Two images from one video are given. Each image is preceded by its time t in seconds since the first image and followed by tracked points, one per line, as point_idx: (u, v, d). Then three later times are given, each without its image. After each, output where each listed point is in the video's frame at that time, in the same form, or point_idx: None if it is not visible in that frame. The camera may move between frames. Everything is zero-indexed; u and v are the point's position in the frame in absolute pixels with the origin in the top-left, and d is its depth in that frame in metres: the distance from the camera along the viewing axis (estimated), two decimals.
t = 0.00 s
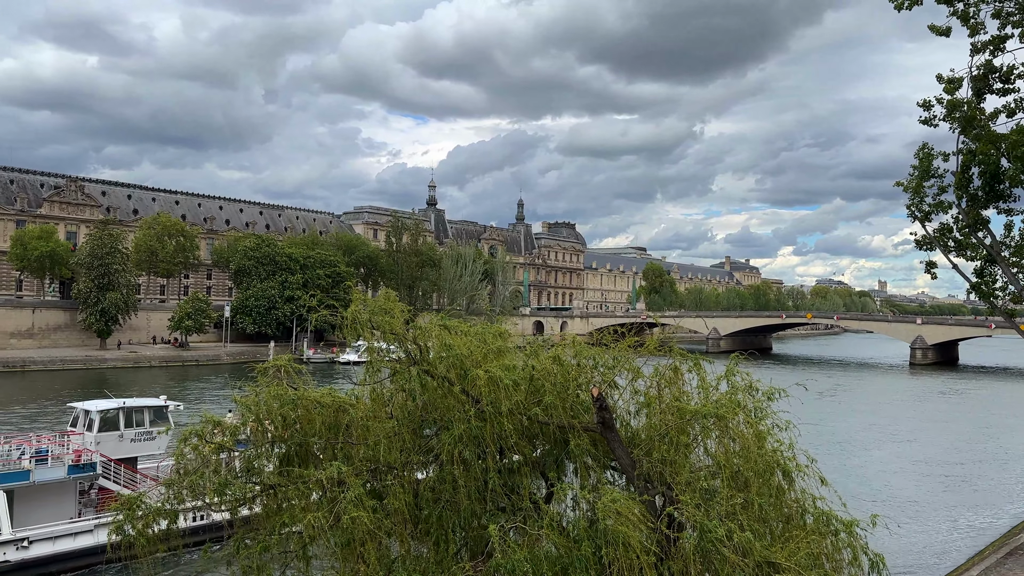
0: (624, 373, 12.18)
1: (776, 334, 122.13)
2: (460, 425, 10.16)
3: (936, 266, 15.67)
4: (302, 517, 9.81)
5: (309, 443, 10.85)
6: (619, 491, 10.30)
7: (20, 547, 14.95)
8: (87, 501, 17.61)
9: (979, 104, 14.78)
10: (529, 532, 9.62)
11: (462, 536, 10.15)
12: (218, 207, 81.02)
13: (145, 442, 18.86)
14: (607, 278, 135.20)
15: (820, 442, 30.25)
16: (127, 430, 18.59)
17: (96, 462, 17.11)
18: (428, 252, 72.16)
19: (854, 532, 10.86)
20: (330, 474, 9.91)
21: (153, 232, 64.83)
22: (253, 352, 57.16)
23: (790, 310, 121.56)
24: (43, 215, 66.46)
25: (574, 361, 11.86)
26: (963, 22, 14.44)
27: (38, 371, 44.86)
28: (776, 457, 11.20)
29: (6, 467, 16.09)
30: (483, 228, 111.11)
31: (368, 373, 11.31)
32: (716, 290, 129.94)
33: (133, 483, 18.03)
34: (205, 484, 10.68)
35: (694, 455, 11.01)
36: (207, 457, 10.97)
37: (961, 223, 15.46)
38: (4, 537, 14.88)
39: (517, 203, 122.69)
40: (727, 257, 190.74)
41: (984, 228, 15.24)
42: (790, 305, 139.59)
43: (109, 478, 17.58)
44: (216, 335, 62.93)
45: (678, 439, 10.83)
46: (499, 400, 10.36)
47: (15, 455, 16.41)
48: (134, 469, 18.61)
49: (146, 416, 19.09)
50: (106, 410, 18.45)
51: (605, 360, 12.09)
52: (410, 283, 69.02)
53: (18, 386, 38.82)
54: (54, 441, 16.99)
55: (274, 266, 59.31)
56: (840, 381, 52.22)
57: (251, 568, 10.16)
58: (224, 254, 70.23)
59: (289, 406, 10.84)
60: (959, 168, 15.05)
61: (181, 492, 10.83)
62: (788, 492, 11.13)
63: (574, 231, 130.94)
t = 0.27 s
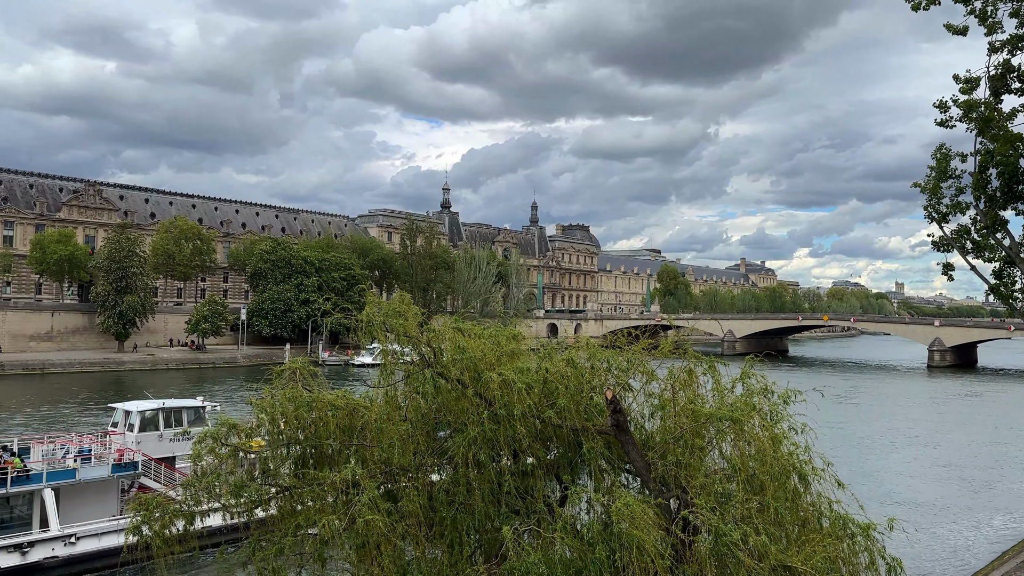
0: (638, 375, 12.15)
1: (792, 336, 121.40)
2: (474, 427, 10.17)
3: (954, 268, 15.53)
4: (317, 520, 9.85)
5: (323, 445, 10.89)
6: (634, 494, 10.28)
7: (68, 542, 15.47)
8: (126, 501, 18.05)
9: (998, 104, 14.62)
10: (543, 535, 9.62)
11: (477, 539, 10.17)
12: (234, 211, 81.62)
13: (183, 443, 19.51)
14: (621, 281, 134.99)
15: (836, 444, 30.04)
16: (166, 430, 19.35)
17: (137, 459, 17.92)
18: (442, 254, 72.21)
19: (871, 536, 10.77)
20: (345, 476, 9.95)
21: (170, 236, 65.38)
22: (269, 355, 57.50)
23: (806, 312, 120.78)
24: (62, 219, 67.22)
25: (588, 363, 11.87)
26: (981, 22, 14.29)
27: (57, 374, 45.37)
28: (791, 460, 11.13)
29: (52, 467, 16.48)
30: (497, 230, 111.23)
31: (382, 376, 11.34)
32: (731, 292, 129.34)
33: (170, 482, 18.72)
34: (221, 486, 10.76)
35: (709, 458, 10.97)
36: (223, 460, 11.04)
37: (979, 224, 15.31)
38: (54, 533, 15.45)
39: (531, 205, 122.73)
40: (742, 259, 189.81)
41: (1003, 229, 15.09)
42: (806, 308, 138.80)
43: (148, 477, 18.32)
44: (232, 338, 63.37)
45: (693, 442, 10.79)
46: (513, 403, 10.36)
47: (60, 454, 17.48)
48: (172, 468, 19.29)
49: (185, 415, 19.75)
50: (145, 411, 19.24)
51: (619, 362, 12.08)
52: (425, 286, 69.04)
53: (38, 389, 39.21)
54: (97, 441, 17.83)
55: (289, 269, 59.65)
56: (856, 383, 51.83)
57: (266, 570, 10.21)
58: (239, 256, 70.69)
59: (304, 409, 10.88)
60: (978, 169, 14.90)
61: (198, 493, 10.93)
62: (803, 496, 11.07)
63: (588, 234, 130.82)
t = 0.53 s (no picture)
0: (666, 379, 12.10)
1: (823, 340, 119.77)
2: (501, 431, 10.18)
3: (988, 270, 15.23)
4: (345, 521, 9.93)
5: (351, 447, 10.96)
6: (662, 498, 10.22)
7: (130, 538, 15.96)
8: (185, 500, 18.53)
9: None
10: (570, 539, 9.58)
11: (504, 542, 10.18)
12: (264, 216, 82.60)
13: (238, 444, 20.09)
14: (649, 284, 134.32)
15: (869, 450, 29.58)
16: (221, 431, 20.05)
17: (193, 459, 18.52)
18: (469, 258, 72.36)
19: (905, 543, 10.60)
20: (373, 478, 10.01)
21: (202, 241, 66.37)
22: (298, 358, 58.05)
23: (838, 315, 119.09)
24: (97, 224, 68.54)
25: (615, 367, 11.84)
26: (1017, 18, 13.99)
27: (92, 376, 46.24)
28: (822, 464, 10.99)
29: (112, 465, 17.24)
30: (524, 234, 111.30)
31: (409, 379, 11.41)
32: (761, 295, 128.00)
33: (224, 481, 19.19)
34: (251, 487, 10.90)
35: (738, 463, 10.88)
36: (253, 461, 11.19)
37: (1015, 224, 15.00)
38: (116, 529, 15.96)
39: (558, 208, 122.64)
40: (772, 261, 187.84)
41: None
42: (838, 311, 136.86)
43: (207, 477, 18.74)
44: (262, 341, 64.07)
45: (721, 446, 10.70)
46: (540, 406, 10.37)
47: (119, 453, 18.64)
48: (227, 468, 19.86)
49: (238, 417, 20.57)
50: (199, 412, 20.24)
51: (646, 365, 12.03)
52: (451, 289, 69.09)
53: (73, 391, 39.96)
54: (153, 441, 18.60)
55: (318, 273, 60.22)
56: (889, 387, 50.93)
57: (295, 570, 10.31)
58: (269, 261, 71.51)
59: (333, 411, 10.97)
60: (1013, 168, 14.58)
61: (229, 494, 11.08)
62: (834, 501, 10.92)
63: (615, 237, 130.37)
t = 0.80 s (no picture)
0: (707, 384, 11.98)
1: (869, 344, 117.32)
2: (540, 435, 10.19)
3: None
4: (386, 523, 10.03)
5: (392, 449, 11.07)
6: (703, 504, 10.12)
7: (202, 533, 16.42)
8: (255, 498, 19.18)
9: None
10: (610, 544, 9.53)
11: (543, 546, 10.17)
12: (306, 221, 83.82)
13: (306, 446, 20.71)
14: (689, 288, 133.10)
15: (917, 457, 28.88)
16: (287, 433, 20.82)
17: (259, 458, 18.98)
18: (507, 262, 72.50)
19: (955, 552, 10.34)
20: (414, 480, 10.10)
21: (246, 247, 67.62)
22: (340, 361, 58.75)
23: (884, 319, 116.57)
24: (145, 231, 70.24)
25: (655, 372, 11.77)
26: None
27: (141, 379, 47.37)
28: (868, 471, 10.77)
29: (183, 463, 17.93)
30: (563, 238, 111.16)
31: (449, 382, 11.48)
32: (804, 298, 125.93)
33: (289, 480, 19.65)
34: (295, 488, 11.09)
35: (781, 469, 10.73)
36: (296, 462, 11.37)
37: None
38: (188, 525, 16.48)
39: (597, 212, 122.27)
40: (816, 265, 184.73)
41: None
42: (884, 314, 133.98)
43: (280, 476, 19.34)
44: (304, 344, 64.96)
45: (765, 453, 10.55)
46: (579, 410, 10.36)
47: (189, 452, 19.28)
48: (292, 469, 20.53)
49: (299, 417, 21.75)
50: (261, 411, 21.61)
51: (686, 370, 11.95)
52: (490, 293, 69.55)
53: (123, 394, 40.96)
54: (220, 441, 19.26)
55: (359, 277, 60.94)
56: (937, 393, 49.69)
57: (337, 571, 10.44)
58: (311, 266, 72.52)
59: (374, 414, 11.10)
60: None
61: (273, 496, 11.28)
62: (881, 508, 10.71)
63: (655, 240, 129.49)
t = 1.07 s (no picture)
0: (762, 389, 11.79)
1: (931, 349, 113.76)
2: (591, 439, 10.16)
3: None
4: (438, 524, 10.12)
5: (443, 452, 11.17)
6: (758, 510, 9.96)
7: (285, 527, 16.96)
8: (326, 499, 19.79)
9: None
10: (663, 549, 9.45)
11: (595, 550, 10.13)
12: (358, 226, 85.07)
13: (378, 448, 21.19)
14: (742, 291, 131.05)
15: (983, 465, 27.90)
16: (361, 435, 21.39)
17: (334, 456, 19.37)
18: (556, 266, 72.39)
19: None
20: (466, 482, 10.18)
21: (301, 251, 69.00)
22: (391, 364, 59.39)
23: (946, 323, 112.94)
24: (204, 236, 72.17)
25: (708, 376, 11.63)
26: None
27: (200, 381, 48.66)
28: (929, 479, 10.48)
29: (262, 461, 18.62)
30: (613, 241, 110.54)
31: (499, 385, 11.53)
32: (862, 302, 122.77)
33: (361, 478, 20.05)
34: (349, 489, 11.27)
35: (839, 476, 10.50)
36: (350, 463, 11.56)
37: None
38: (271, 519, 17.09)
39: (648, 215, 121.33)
40: (874, 267, 180.03)
41: None
42: (947, 318, 129.78)
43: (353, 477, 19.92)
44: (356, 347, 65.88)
45: (822, 460, 10.34)
46: (631, 414, 10.30)
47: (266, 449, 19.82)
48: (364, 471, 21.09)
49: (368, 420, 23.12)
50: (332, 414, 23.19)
51: (741, 375, 11.78)
52: (539, 296, 69.30)
53: (183, 395, 42.12)
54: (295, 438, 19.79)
55: (410, 281, 61.59)
56: (1003, 399, 47.90)
57: (391, 571, 10.58)
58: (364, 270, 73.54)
59: (425, 417, 11.22)
60: None
61: (327, 496, 11.49)
62: (944, 517, 10.40)
63: (707, 243, 127.89)
